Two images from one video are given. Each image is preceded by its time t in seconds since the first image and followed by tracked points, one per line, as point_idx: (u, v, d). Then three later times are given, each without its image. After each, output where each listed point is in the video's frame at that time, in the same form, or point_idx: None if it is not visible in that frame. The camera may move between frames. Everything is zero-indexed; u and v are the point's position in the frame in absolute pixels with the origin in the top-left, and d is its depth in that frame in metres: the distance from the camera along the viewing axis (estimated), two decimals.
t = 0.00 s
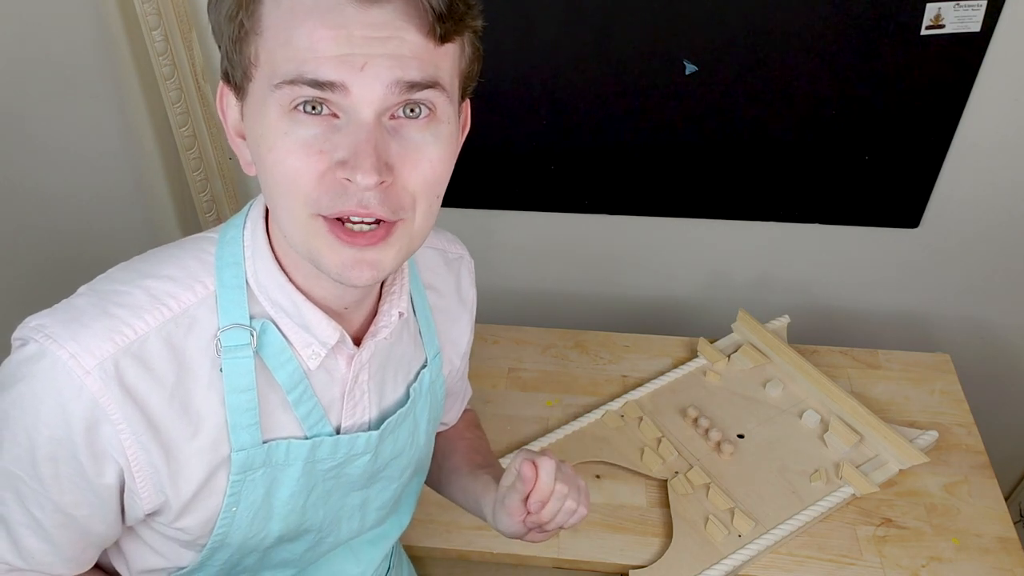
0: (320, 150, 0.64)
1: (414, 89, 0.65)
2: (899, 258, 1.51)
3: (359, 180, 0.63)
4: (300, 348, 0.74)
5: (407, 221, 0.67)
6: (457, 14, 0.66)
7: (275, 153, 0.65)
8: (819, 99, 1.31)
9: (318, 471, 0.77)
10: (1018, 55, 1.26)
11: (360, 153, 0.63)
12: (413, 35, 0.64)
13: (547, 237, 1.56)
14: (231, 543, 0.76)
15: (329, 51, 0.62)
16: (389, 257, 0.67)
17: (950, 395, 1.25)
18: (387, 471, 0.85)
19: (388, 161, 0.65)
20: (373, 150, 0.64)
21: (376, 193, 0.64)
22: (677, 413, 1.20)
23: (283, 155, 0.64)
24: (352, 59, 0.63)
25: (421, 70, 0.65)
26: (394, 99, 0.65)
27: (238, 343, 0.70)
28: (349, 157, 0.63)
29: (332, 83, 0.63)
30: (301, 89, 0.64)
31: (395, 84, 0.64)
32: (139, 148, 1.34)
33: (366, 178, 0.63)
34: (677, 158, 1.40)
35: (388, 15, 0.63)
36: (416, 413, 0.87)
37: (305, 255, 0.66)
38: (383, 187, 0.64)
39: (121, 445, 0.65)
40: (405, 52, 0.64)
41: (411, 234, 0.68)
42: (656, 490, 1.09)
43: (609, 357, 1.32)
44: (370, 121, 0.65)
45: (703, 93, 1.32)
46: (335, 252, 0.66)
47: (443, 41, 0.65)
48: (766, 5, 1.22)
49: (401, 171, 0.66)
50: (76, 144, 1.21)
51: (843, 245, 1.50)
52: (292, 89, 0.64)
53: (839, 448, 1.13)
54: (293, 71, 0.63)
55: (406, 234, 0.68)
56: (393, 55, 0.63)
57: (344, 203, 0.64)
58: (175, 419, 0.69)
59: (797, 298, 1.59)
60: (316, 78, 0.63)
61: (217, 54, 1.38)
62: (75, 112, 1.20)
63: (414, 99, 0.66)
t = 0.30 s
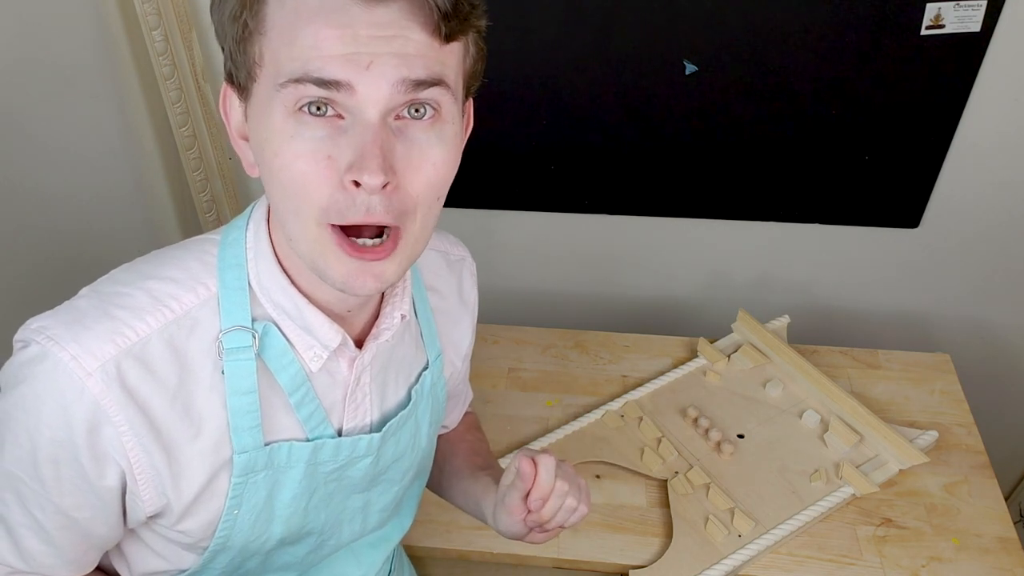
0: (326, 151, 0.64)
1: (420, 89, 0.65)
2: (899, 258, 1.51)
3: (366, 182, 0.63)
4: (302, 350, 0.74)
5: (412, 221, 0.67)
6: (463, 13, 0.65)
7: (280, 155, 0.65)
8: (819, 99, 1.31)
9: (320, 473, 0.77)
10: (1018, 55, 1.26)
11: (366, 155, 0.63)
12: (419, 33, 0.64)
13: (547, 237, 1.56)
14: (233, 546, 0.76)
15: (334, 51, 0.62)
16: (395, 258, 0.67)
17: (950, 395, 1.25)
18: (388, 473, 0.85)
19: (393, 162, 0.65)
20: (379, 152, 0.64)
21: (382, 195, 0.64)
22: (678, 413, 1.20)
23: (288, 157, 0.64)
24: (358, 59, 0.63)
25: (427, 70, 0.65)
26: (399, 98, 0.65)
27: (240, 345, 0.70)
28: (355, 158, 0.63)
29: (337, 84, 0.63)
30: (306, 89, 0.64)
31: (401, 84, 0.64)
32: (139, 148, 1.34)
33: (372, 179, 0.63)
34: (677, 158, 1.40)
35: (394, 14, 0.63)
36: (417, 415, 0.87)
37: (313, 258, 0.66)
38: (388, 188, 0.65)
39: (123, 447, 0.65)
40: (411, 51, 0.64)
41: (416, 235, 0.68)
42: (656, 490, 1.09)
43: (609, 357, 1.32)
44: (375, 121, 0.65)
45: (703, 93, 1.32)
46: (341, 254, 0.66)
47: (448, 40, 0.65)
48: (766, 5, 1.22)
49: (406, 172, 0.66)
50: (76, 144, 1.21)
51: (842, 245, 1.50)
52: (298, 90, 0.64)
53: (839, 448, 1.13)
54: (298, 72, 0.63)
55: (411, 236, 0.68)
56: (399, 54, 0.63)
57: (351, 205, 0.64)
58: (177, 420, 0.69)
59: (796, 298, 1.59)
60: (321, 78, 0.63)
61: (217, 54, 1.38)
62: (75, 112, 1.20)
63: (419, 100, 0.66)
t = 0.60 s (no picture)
0: (350, 145, 0.64)
1: (439, 76, 0.65)
2: (899, 258, 1.51)
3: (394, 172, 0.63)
4: (304, 343, 0.75)
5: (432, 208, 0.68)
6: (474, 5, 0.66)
7: (302, 150, 0.64)
8: (820, 99, 1.31)
9: (324, 468, 0.77)
10: (1018, 55, 1.26)
11: (392, 146, 0.64)
12: (435, 21, 0.63)
13: (547, 237, 1.56)
14: (236, 541, 0.76)
15: (355, 41, 0.61)
16: (415, 247, 0.68)
17: (950, 395, 1.25)
18: (391, 469, 0.85)
19: (417, 150, 0.66)
20: (403, 143, 0.64)
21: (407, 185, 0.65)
22: (678, 413, 1.20)
23: (311, 151, 0.64)
24: (381, 48, 0.62)
25: (444, 55, 0.65)
26: (420, 87, 0.64)
27: (242, 340, 0.70)
28: (381, 149, 0.64)
29: (361, 76, 0.62)
30: (328, 82, 0.63)
31: (423, 74, 0.64)
32: (139, 148, 1.33)
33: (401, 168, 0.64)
34: (677, 158, 1.40)
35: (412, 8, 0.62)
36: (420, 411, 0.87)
37: (329, 251, 0.66)
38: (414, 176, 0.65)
39: (129, 445, 0.65)
40: (430, 42, 0.63)
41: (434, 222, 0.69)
42: (656, 490, 1.09)
43: (609, 357, 1.32)
44: (397, 111, 0.64)
45: (704, 93, 1.32)
46: (363, 247, 0.66)
47: (463, 30, 0.66)
48: (767, 5, 1.22)
49: (428, 159, 0.67)
50: (76, 144, 1.21)
51: (842, 245, 1.50)
52: (319, 82, 0.63)
53: (839, 448, 1.13)
54: (319, 63, 0.62)
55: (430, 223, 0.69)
56: (419, 41, 0.63)
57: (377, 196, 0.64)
58: (182, 417, 0.69)
59: (796, 298, 1.59)
60: (344, 69, 0.62)
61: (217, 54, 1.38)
62: (75, 112, 1.20)
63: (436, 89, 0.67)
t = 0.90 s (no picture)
0: (380, 161, 0.64)
1: (457, 83, 0.65)
2: (899, 258, 1.51)
3: (428, 183, 0.64)
4: (301, 338, 0.74)
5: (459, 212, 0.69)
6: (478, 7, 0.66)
7: (333, 173, 0.64)
8: (820, 99, 1.31)
9: (323, 470, 0.77)
10: (1018, 55, 1.26)
11: (423, 159, 0.64)
12: (451, 29, 0.63)
13: (547, 237, 1.56)
14: (234, 537, 0.76)
15: (377, 61, 0.61)
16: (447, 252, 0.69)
17: (950, 395, 1.25)
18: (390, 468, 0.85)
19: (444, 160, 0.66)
20: (433, 154, 0.65)
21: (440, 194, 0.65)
22: (678, 414, 1.20)
23: (341, 173, 0.64)
24: (403, 66, 0.61)
25: (461, 62, 0.65)
26: (441, 98, 0.64)
27: (239, 333, 0.70)
28: (412, 165, 0.64)
29: (384, 93, 0.62)
30: (352, 104, 0.62)
31: (443, 83, 0.64)
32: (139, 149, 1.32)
33: (435, 182, 0.64)
34: (677, 158, 1.40)
35: (426, 18, 0.62)
36: (417, 409, 0.87)
37: (371, 263, 0.67)
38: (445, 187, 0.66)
39: (125, 435, 0.65)
40: (447, 50, 0.63)
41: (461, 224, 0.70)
42: (655, 490, 1.09)
43: (609, 357, 1.32)
44: (423, 125, 0.64)
45: (704, 93, 1.32)
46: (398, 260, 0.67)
47: (472, 33, 0.66)
48: (767, 5, 1.22)
49: (453, 166, 0.67)
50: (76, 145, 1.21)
51: (842, 245, 1.51)
52: (344, 104, 0.62)
53: (839, 448, 1.13)
54: (342, 86, 0.61)
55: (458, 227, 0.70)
56: (438, 54, 0.63)
57: (412, 208, 0.65)
58: (179, 410, 0.69)
59: (796, 298, 1.59)
60: (368, 89, 0.62)
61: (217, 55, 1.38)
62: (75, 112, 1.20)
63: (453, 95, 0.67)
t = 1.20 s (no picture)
0: (370, 148, 0.63)
1: (450, 74, 0.65)
2: (899, 258, 1.51)
3: (418, 171, 0.63)
4: (301, 345, 0.74)
5: (454, 206, 0.68)
6: None
7: (323, 158, 0.63)
8: (820, 99, 1.31)
9: (322, 474, 0.77)
10: (1018, 55, 1.26)
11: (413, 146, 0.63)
12: (444, 20, 0.63)
13: (547, 237, 1.56)
14: (232, 544, 0.76)
15: (368, 46, 0.61)
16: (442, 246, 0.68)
17: (950, 395, 1.25)
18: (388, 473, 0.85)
19: (436, 149, 0.65)
20: (425, 142, 0.64)
21: (431, 183, 0.65)
22: (678, 414, 1.20)
23: (332, 159, 0.63)
24: (394, 52, 0.62)
25: (454, 53, 0.65)
26: (434, 88, 0.65)
27: (239, 341, 0.70)
28: (402, 151, 0.63)
29: (375, 80, 0.62)
30: (343, 88, 0.62)
31: (435, 72, 0.64)
32: (139, 149, 1.34)
33: (425, 169, 0.63)
34: (677, 158, 1.40)
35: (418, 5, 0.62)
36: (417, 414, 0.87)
37: (361, 254, 0.66)
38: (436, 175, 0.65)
39: (123, 443, 0.65)
40: (439, 39, 0.63)
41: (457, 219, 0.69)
42: (656, 490, 1.09)
43: (609, 357, 1.32)
44: (414, 112, 0.64)
45: (704, 93, 1.32)
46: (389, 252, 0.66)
47: (466, 25, 0.66)
48: (767, 5, 1.22)
49: (446, 157, 0.66)
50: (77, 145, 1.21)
51: (842, 245, 1.51)
52: (335, 89, 0.62)
53: (839, 448, 1.13)
54: (333, 70, 0.62)
55: (454, 223, 0.68)
56: (430, 43, 0.63)
57: (402, 197, 0.64)
58: (177, 417, 0.68)
59: (796, 298, 1.59)
60: (359, 74, 0.62)
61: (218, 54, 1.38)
62: (75, 112, 1.20)
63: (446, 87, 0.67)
